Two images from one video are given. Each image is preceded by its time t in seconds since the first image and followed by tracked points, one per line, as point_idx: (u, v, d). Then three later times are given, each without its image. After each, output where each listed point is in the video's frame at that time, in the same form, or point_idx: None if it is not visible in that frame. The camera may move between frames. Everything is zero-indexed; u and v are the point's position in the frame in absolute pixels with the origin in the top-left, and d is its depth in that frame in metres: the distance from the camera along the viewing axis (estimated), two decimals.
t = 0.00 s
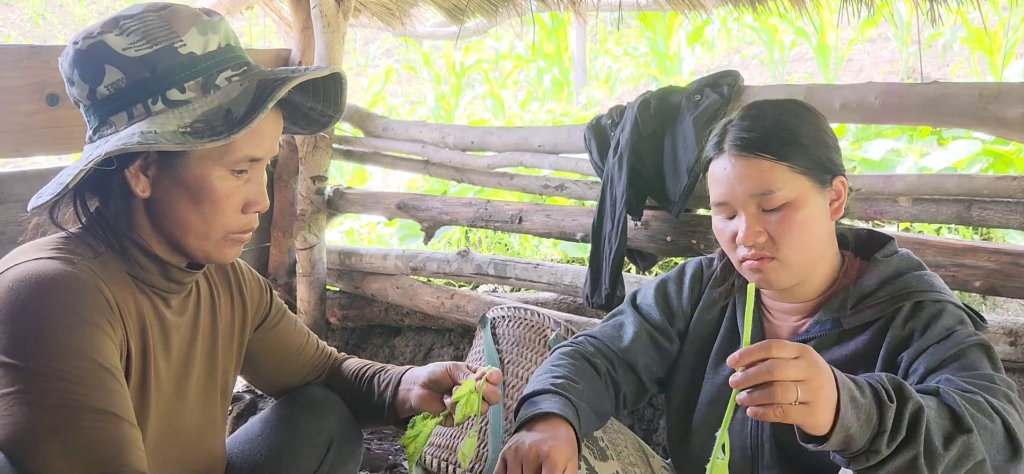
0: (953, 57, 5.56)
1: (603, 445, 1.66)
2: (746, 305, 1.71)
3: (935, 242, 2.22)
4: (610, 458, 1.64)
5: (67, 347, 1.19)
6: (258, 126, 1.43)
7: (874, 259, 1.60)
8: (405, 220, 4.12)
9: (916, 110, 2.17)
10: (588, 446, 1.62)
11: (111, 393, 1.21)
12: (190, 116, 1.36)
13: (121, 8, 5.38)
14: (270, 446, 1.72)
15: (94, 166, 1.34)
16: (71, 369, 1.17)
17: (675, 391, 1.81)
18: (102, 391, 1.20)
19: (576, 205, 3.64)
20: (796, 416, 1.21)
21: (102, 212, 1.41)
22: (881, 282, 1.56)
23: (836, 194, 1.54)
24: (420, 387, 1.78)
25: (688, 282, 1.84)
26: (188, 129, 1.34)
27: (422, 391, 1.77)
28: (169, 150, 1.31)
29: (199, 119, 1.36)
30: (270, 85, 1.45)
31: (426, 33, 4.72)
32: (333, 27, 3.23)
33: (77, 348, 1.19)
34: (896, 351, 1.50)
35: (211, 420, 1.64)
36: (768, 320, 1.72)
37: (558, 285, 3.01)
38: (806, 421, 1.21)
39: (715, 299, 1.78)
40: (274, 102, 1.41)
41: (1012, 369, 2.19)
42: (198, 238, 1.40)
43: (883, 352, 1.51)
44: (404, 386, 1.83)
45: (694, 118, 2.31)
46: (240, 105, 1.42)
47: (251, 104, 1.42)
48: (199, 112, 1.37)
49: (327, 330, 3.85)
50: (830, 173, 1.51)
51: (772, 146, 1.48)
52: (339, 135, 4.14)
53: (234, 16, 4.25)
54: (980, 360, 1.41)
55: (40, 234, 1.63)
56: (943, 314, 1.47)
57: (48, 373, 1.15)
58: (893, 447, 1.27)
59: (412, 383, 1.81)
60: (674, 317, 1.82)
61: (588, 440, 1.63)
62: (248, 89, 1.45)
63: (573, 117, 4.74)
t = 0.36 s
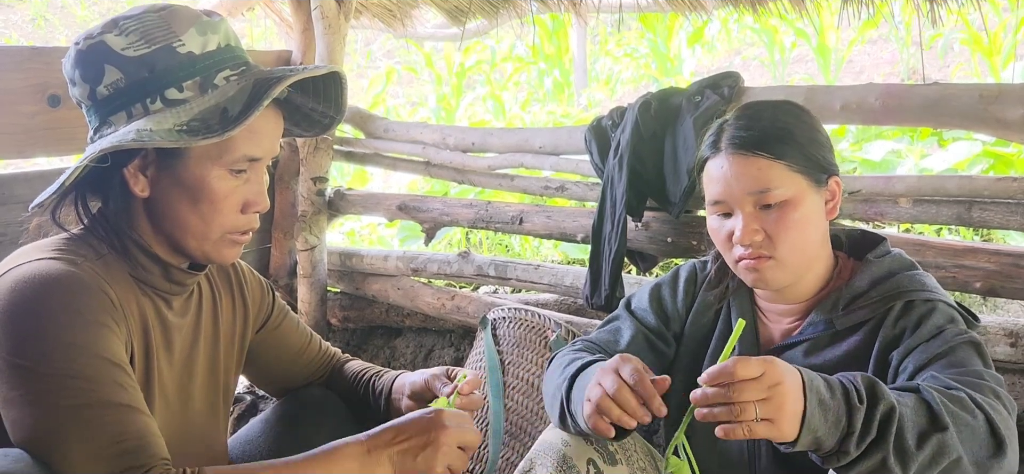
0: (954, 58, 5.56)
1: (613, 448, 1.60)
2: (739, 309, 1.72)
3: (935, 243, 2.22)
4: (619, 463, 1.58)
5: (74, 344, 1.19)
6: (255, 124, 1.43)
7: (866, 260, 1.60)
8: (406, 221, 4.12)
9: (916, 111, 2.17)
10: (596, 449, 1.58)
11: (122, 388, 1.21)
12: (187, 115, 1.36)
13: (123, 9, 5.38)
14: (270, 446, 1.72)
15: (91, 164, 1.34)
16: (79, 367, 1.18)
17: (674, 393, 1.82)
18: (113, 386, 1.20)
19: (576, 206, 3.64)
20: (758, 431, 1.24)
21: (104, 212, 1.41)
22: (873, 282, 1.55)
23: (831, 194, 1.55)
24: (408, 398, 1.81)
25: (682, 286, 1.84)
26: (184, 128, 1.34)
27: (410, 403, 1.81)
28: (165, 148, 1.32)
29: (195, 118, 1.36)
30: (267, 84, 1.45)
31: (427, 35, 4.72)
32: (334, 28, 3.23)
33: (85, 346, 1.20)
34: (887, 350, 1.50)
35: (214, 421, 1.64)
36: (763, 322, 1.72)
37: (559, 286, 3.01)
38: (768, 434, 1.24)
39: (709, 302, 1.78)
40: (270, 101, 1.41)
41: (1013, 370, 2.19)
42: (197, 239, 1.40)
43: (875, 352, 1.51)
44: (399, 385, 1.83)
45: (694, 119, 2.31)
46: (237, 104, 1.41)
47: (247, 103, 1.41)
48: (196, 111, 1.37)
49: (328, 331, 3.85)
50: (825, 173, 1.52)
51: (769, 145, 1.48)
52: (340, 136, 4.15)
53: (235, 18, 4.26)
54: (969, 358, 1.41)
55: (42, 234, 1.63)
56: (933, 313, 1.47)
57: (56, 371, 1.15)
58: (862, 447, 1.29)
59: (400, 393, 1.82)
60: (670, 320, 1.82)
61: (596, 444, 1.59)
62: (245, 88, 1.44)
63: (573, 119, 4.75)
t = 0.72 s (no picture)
0: (953, 59, 5.57)
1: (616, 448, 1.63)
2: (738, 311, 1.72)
3: (936, 243, 2.22)
4: (623, 464, 1.59)
5: (78, 344, 1.19)
6: (258, 124, 1.43)
7: (862, 260, 1.60)
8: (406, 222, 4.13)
9: (917, 112, 2.17)
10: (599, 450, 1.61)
11: (127, 387, 1.21)
12: (189, 115, 1.36)
13: (123, 10, 5.38)
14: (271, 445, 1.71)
15: (95, 165, 1.34)
16: (83, 366, 1.17)
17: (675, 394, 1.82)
18: (117, 386, 1.20)
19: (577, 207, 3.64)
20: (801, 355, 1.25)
21: (105, 214, 1.41)
22: (870, 283, 1.56)
23: (827, 194, 1.55)
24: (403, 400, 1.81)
25: (680, 287, 1.84)
26: (188, 128, 1.34)
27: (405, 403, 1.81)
28: (169, 148, 1.32)
29: (197, 118, 1.36)
30: (266, 84, 1.45)
31: (427, 36, 4.73)
32: (335, 29, 3.23)
33: (90, 346, 1.20)
34: (886, 351, 1.50)
35: (215, 421, 1.64)
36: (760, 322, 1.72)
37: (560, 286, 3.01)
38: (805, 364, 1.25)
39: (708, 303, 1.78)
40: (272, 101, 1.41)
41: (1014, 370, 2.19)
42: (198, 239, 1.40)
43: (875, 353, 1.50)
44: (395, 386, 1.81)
45: (695, 120, 2.31)
46: (240, 104, 1.42)
47: (249, 103, 1.42)
48: (199, 112, 1.37)
49: (329, 331, 3.85)
50: (822, 172, 1.52)
51: (765, 143, 1.48)
52: (341, 137, 4.15)
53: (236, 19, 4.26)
54: (968, 356, 1.41)
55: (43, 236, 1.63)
56: (931, 313, 1.47)
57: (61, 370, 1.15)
58: (876, 412, 1.27)
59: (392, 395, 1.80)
60: (669, 322, 1.82)
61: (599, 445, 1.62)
62: (247, 89, 1.45)
63: (573, 120, 4.75)
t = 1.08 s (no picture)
0: (954, 59, 5.56)
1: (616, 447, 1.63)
2: (740, 312, 1.71)
3: (937, 244, 2.22)
4: (624, 464, 1.59)
5: (79, 344, 1.19)
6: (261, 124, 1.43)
7: (864, 260, 1.59)
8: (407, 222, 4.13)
9: (918, 112, 2.17)
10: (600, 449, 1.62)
11: (128, 389, 1.21)
12: (195, 115, 1.36)
13: (124, 11, 5.38)
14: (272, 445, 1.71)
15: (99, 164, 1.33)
16: (82, 367, 1.17)
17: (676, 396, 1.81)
18: (117, 387, 1.20)
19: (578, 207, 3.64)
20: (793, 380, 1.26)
21: (106, 213, 1.41)
22: (872, 282, 1.55)
23: (836, 196, 1.56)
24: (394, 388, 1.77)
25: (681, 289, 1.83)
26: (192, 127, 1.34)
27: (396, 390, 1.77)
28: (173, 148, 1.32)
29: (203, 118, 1.37)
30: (273, 85, 1.46)
31: (428, 36, 4.72)
32: (335, 30, 3.23)
33: (90, 347, 1.20)
34: (890, 349, 1.50)
35: (212, 421, 1.64)
36: (762, 322, 1.71)
37: (561, 287, 3.01)
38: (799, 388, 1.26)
39: (710, 305, 1.78)
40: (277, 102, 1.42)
41: (1015, 370, 2.18)
42: (200, 239, 1.40)
43: (878, 351, 1.51)
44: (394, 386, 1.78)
45: (696, 121, 2.31)
46: (244, 104, 1.43)
47: (255, 104, 1.42)
48: (203, 111, 1.38)
49: (330, 331, 3.85)
50: (832, 173, 1.52)
51: (779, 141, 1.49)
52: (342, 138, 4.14)
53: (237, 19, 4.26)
54: (971, 352, 1.41)
55: (44, 236, 1.63)
56: (934, 310, 1.47)
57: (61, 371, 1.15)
58: (883, 411, 1.28)
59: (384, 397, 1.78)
60: (670, 323, 1.82)
61: (599, 443, 1.64)
62: (251, 89, 1.46)
63: (574, 120, 4.75)
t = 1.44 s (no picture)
0: (954, 59, 5.56)
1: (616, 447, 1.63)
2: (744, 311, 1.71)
3: (937, 244, 2.21)
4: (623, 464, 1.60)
5: (77, 343, 1.18)
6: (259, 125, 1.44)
7: (872, 262, 1.59)
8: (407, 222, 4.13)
9: (918, 112, 2.17)
10: (599, 450, 1.61)
11: (126, 390, 1.21)
12: (194, 115, 1.36)
13: (124, 11, 5.38)
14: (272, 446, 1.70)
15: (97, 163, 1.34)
16: (81, 367, 1.17)
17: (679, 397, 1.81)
18: (116, 387, 1.20)
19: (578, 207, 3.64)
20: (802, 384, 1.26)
21: (105, 213, 1.41)
22: (880, 285, 1.54)
23: (843, 196, 1.56)
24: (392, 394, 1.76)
25: (684, 288, 1.83)
26: (191, 127, 1.34)
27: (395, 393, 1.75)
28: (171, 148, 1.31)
29: (202, 118, 1.36)
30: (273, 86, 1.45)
31: (428, 36, 4.72)
32: (335, 30, 3.23)
33: (85, 346, 1.19)
34: (896, 353, 1.50)
35: (210, 418, 1.64)
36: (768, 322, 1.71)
37: (561, 287, 3.01)
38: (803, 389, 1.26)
39: (714, 304, 1.78)
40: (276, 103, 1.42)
41: (1015, 370, 2.18)
42: (200, 238, 1.39)
43: (884, 355, 1.50)
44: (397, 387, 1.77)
45: (696, 121, 2.32)
46: (244, 105, 1.42)
47: (255, 104, 1.42)
48: (202, 111, 1.37)
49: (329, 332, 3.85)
50: (840, 172, 1.52)
51: (787, 137, 1.49)
52: (342, 138, 4.14)
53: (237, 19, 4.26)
54: (979, 363, 1.41)
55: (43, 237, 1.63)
56: (942, 318, 1.47)
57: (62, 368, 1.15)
58: (883, 431, 1.27)
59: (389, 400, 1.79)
60: (672, 323, 1.82)
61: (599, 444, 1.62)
62: (251, 89, 1.45)
63: (574, 120, 4.74)
